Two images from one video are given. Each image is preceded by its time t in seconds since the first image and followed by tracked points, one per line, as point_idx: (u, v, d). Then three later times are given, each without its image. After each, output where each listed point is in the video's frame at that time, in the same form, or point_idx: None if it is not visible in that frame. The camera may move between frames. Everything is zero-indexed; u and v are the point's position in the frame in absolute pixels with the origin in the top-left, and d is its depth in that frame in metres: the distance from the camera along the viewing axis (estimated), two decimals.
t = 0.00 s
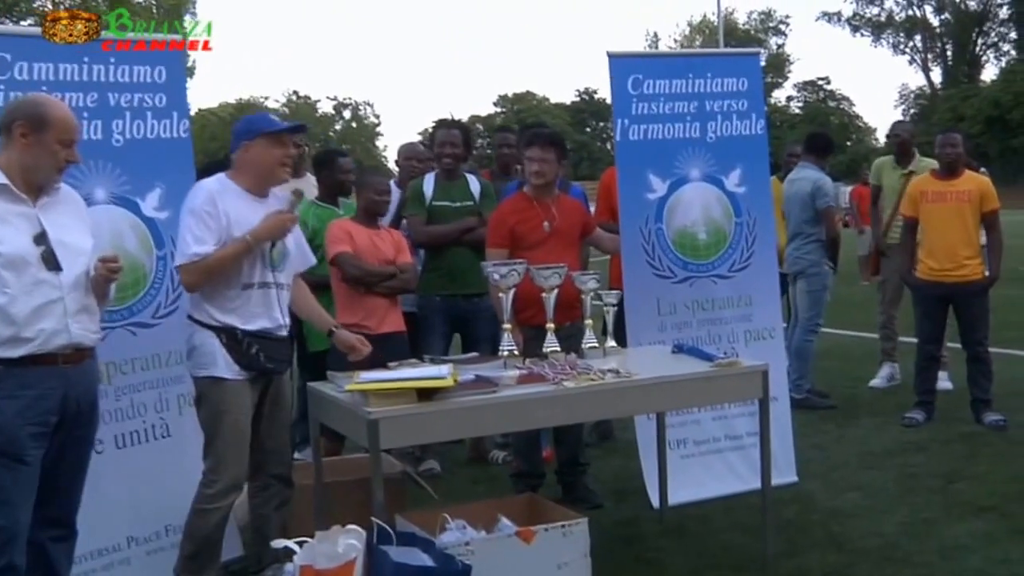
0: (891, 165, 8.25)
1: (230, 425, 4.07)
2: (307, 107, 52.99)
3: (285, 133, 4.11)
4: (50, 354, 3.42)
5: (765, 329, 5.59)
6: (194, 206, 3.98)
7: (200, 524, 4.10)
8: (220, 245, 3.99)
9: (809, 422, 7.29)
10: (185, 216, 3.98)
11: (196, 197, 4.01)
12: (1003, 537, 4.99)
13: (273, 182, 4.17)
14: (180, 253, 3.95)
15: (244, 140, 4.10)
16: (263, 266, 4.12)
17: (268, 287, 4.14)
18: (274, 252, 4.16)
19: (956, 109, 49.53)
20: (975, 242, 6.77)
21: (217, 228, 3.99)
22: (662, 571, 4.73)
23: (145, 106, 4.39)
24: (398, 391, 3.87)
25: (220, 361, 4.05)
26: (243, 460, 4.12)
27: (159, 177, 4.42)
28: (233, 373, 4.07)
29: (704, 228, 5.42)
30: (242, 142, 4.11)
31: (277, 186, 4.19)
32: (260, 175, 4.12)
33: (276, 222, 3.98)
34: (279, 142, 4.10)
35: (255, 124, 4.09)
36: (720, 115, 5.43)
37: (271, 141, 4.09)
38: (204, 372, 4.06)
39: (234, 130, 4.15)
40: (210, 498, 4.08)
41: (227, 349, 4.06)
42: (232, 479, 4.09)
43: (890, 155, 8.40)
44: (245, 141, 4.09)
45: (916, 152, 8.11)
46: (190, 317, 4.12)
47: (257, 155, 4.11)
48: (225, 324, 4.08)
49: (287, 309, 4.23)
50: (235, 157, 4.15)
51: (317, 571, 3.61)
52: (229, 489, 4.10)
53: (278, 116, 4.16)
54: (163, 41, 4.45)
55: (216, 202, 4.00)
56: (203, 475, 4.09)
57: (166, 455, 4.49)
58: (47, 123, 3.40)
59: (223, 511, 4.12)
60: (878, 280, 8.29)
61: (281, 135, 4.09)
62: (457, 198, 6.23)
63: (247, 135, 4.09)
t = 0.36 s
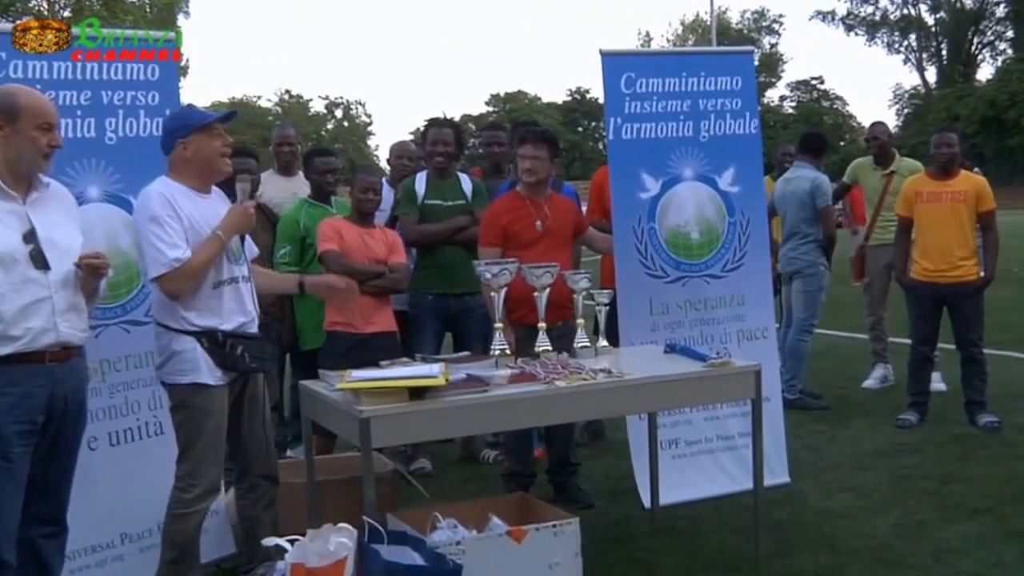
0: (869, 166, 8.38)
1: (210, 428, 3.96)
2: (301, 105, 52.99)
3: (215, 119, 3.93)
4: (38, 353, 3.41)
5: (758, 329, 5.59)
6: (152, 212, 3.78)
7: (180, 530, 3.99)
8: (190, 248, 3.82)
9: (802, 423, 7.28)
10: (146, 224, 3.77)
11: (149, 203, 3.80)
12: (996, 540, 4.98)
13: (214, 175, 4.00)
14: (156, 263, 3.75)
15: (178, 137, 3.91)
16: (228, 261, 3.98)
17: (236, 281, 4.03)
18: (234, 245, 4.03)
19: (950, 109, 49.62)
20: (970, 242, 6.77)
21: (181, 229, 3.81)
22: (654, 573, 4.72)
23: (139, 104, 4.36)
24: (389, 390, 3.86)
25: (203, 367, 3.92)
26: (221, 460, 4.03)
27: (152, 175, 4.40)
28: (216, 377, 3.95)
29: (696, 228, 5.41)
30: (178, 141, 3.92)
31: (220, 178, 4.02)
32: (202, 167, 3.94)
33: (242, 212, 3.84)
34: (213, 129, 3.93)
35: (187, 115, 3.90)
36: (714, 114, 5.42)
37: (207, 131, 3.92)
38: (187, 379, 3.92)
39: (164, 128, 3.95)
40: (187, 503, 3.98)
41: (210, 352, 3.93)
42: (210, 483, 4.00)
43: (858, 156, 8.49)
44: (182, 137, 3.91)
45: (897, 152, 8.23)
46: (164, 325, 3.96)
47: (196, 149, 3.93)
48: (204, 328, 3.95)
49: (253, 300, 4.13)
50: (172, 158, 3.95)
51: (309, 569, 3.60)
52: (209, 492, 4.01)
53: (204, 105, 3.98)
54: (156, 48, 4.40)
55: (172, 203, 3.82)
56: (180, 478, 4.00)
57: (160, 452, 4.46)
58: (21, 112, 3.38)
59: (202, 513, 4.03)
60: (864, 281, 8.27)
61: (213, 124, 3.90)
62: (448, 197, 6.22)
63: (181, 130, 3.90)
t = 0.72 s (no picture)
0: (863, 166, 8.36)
1: (191, 429, 3.95)
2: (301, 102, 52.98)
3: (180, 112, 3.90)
4: (32, 352, 3.41)
5: (756, 329, 5.59)
6: (125, 209, 3.72)
7: (169, 529, 3.96)
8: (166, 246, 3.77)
9: (800, 423, 7.28)
10: (120, 221, 3.71)
11: (121, 200, 3.74)
12: (993, 541, 4.98)
13: (178, 169, 3.96)
14: (132, 262, 3.69)
15: (144, 131, 3.86)
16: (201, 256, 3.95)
17: (207, 276, 4.00)
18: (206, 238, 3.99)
19: (951, 107, 49.62)
20: (970, 243, 6.77)
21: (154, 226, 3.77)
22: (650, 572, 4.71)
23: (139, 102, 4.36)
24: (385, 388, 3.86)
25: (182, 368, 3.89)
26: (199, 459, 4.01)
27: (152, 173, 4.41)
28: (195, 379, 3.92)
29: (694, 227, 5.41)
30: (144, 135, 3.86)
31: (186, 170, 3.98)
32: (168, 161, 3.90)
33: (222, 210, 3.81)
34: (178, 123, 3.89)
35: (152, 110, 3.85)
36: (713, 113, 5.41)
37: (173, 125, 3.88)
38: (166, 380, 3.89)
39: (127, 124, 3.89)
40: (170, 504, 3.96)
41: (189, 353, 3.89)
42: (191, 484, 3.98)
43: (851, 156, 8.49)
44: (148, 132, 3.86)
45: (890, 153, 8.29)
46: (137, 326, 3.90)
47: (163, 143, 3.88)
48: (182, 328, 3.92)
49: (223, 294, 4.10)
50: (137, 153, 3.90)
51: (305, 567, 3.59)
52: (190, 493, 3.99)
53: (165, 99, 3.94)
54: (127, 57, 4.33)
55: (143, 199, 3.77)
56: (159, 480, 3.96)
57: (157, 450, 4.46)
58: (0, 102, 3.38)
59: (186, 513, 4.00)
60: (859, 281, 8.24)
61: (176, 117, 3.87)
62: (445, 196, 6.22)
63: (146, 125, 3.85)
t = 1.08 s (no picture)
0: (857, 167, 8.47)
1: (195, 428, 3.94)
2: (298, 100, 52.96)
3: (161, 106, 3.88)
4: (24, 351, 3.41)
5: (753, 328, 5.58)
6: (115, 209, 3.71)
7: (167, 529, 3.95)
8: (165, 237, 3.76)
9: (797, 423, 7.27)
10: (113, 221, 3.71)
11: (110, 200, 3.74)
12: (988, 541, 4.98)
13: (166, 165, 3.94)
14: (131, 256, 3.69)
15: (126, 132, 3.84)
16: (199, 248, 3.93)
17: (206, 268, 3.97)
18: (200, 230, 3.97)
19: (948, 107, 49.61)
20: (967, 242, 6.75)
21: (148, 219, 3.76)
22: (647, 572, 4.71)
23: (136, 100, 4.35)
24: (381, 388, 3.84)
25: (184, 367, 3.88)
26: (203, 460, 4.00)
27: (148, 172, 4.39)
28: (196, 379, 3.91)
29: (691, 226, 5.40)
30: (127, 136, 3.85)
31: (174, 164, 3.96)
32: (155, 156, 3.88)
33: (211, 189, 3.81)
34: (161, 117, 3.88)
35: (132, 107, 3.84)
36: (710, 111, 5.40)
37: (156, 118, 3.87)
38: (168, 380, 3.88)
39: (110, 124, 3.87)
40: (172, 504, 3.94)
41: (190, 352, 3.87)
42: (193, 484, 3.97)
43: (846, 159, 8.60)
44: (132, 130, 3.84)
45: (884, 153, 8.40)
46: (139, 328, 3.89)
47: (147, 141, 3.86)
48: (182, 326, 3.90)
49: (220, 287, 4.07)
50: (123, 153, 3.88)
51: (300, 566, 3.55)
52: (191, 493, 3.97)
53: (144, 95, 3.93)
54: (98, 53, 4.24)
55: (132, 195, 3.76)
56: (162, 479, 3.95)
57: (151, 450, 4.45)
58: None
59: (187, 514, 3.99)
60: (855, 280, 8.26)
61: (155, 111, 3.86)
62: (441, 195, 6.21)
63: (129, 123, 3.83)
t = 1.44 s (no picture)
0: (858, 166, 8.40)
1: (197, 426, 3.92)
2: (289, 97, 52.94)
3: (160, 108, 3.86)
4: (9, 350, 3.39)
5: (746, 327, 5.56)
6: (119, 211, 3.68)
7: (163, 527, 3.92)
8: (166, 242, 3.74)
9: (790, 421, 7.26)
10: (116, 223, 3.68)
11: (112, 202, 3.70)
12: (979, 540, 4.96)
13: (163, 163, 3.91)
14: (134, 261, 3.66)
15: (125, 131, 3.81)
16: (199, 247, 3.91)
17: (205, 268, 3.95)
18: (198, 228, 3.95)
19: (939, 105, 49.68)
20: (959, 243, 6.75)
21: (149, 221, 3.74)
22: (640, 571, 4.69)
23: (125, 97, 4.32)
24: (371, 387, 3.82)
25: (188, 365, 3.86)
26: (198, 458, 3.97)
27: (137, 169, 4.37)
28: (201, 376, 3.89)
29: (684, 224, 5.39)
30: (126, 135, 3.82)
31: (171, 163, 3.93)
32: (154, 156, 3.85)
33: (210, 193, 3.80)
34: (160, 118, 3.85)
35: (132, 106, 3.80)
36: (702, 110, 5.39)
37: (155, 121, 3.84)
38: (172, 378, 3.86)
39: (106, 123, 3.83)
40: (170, 501, 3.91)
41: (194, 350, 3.86)
42: (193, 483, 3.94)
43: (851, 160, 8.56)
44: (129, 129, 3.81)
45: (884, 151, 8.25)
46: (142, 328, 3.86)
47: (145, 140, 3.83)
48: (186, 325, 3.87)
49: (222, 283, 4.05)
50: (120, 152, 3.85)
51: (291, 567, 3.53)
52: (191, 491, 3.95)
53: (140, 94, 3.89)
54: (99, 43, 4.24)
55: (133, 196, 3.73)
56: (162, 477, 3.93)
57: (142, 449, 4.43)
58: None
59: (184, 512, 3.96)
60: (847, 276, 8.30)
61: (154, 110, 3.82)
62: (433, 193, 6.20)
63: (129, 122, 3.80)
